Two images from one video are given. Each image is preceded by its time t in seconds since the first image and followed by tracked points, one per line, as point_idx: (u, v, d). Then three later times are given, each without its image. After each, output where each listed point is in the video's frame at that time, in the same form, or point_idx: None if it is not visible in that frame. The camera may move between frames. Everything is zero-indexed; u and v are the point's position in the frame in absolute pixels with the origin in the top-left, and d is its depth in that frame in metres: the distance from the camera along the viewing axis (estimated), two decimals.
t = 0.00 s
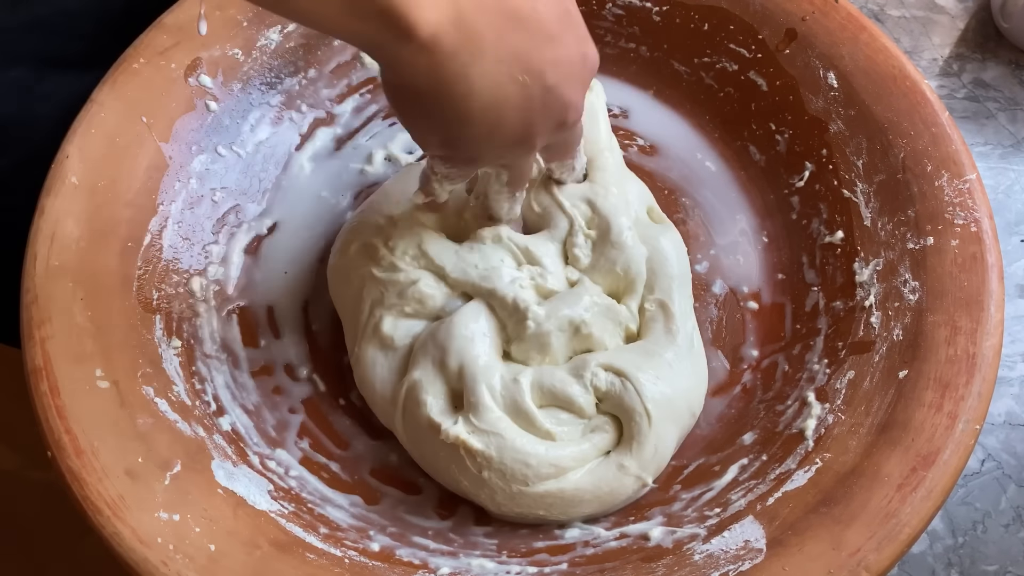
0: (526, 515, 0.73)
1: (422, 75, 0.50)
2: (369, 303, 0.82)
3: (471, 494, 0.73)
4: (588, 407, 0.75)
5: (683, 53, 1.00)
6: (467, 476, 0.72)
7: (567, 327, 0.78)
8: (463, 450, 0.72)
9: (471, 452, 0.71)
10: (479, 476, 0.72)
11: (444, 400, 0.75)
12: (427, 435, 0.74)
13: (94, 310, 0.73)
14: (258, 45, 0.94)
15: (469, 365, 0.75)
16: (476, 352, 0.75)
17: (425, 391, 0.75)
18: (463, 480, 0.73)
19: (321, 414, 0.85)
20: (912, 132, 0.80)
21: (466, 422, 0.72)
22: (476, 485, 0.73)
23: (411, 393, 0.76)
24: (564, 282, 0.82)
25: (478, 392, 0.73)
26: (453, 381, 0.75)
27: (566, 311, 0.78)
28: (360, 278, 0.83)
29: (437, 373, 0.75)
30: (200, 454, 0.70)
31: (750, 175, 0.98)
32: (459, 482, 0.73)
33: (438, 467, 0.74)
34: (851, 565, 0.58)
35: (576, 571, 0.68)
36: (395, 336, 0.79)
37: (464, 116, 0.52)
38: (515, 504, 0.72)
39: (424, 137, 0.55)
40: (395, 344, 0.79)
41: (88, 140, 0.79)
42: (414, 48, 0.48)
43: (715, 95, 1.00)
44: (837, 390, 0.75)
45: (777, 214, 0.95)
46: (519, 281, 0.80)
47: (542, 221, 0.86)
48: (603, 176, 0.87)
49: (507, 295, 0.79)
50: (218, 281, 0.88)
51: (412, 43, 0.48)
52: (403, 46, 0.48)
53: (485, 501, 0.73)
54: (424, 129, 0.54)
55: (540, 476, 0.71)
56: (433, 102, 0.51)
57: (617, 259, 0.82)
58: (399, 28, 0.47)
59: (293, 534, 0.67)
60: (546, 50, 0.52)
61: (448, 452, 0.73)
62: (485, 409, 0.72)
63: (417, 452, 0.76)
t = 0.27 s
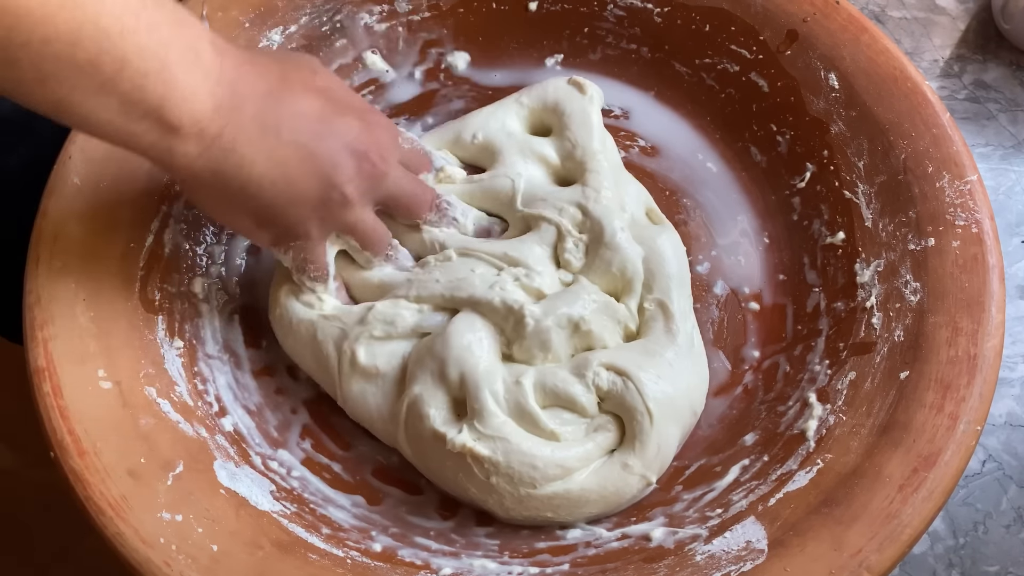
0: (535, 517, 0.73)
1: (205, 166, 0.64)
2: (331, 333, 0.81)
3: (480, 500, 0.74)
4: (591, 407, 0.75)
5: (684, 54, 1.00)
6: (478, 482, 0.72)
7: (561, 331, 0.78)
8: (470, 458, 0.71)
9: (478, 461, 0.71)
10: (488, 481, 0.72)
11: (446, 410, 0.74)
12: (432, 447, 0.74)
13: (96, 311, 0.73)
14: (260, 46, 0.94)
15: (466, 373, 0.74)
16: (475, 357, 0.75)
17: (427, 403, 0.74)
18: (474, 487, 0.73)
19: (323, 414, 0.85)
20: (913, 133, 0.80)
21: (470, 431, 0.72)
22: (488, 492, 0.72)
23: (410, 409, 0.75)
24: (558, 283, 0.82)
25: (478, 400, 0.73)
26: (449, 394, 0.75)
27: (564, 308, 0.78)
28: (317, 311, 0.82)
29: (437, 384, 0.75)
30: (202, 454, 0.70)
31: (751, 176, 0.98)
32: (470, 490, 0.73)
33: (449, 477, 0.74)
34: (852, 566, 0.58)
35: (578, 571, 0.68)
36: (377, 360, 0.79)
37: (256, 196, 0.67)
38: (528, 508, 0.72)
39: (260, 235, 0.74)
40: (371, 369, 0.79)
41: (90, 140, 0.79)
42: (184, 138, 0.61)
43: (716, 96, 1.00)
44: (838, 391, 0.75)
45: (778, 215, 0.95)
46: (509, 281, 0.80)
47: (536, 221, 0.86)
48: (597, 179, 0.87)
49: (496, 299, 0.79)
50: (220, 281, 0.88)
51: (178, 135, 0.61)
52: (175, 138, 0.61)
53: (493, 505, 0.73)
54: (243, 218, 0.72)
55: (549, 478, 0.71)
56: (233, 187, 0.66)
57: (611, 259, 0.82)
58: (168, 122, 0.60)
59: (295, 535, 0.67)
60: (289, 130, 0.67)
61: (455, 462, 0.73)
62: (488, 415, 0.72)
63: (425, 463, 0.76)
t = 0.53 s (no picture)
0: (536, 518, 0.73)
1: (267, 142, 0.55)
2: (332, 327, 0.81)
3: (480, 501, 0.73)
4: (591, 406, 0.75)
5: (684, 54, 1.00)
6: (476, 484, 0.72)
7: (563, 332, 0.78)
8: (468, 460, 0.71)
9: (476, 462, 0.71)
10: (488, 483, 0.72)
11: (444, 412, 0.74)
12: (429, 449, 0.74)
13: (97, 311, 0.73)
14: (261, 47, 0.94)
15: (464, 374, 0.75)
16: (474, 358, 0.75)
17: (424, 405, 0.74)
18: (472, 488, 0.73)
19: (324, 413, 0.85)
20: (913, 134, 0.80)
21: (468, 432, 0.72)
22: (487, 493, 0.72)
23: (407, 410, 0.75)
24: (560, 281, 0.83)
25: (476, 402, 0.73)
26: (446, 395, 0.75)
27: (567, 308, 0.79)
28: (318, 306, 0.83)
29: (434, 385, 0.75)
30: (202, 454, 0.70)
31: (751, 176, 0.98)
32: (469, 491, 0.73)
33: (447, 479, 0.74)
34: (852, 566, 0.58)
35: (578, 571, 0.68)
36: (372, 357, 0.79)
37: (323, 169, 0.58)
38: (528, 509, 0.72)
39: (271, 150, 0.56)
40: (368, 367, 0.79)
41: (89, 143, 0.80)
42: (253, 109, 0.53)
43: (716, 96, 1.00)
44: (838, 391, 0.75)
45: (778, 216, 0.95)
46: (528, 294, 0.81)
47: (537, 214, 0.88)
48: (597, 175, 0.88)
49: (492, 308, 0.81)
50: (220, 280, 0.88)
51: (247, 107, 0.53)
52: (242, 111, 0.53)
53: (494, 506, 0.73)
54: (285, 176, 0.59)
55: (548, 479, 0.71)
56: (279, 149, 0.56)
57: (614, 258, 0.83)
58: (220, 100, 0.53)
59: (295, 535, 0.67)
60: (399, 112, 0.59)
61: (453, 464, 0.73)
62: (486, 416, 0.73)
63: (423, 465, 0.76)
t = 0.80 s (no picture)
0: (539, 518, 0.73)
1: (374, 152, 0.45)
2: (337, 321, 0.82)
3: (481, 501, 0.73)
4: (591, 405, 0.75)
5: (685, 55, 1.00)
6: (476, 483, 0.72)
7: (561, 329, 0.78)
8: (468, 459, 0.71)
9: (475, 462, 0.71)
10: (489, 483, 0.72)
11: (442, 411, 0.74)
12: (429, 448, 0.74)
13: (97, 311, 0.73)
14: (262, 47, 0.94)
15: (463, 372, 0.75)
16: (473, 356, 0.75)
17: (425, 404, 0.74)
18: (473, 488, 0.73)
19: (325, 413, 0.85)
20: (914, 134, 0.80)
21: (468, 431, 0.72)
22: (487, 493, 0.72)
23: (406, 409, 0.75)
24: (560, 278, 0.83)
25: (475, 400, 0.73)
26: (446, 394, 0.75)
27: (564, 303, 0.79)
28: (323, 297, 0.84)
29: (434, 384, 0.75)
30: (203, 454, 0.70)
31: (752, 177, 0.98)
32: (469, 491, 0.73)
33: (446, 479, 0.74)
34: (853, 566, 0.58)
35: (579, 572, 0.68)
36: (373, 352, 0.79)
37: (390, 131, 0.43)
38: (529, 509, 0.72)
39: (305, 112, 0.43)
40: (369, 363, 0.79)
41: (91, 142, 0.79)
42: (356, 121, 0.43)
43: (717, 96, 1.01)
44: (839, 391, 0.75)
45: (779, 216, 0.95)
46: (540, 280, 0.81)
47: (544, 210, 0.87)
48: (598, 170, 0.88)
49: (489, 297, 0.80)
50: (220, 280, 0.89)
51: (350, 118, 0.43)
52: (343, 122, 0.43)
53: (496, 506, 0.73)
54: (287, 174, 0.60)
55: (550, 477, 0.71)
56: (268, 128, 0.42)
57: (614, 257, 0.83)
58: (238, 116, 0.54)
59: (296, 535, 0.67)
60: (529, 114, 0.47)
61: (453, 464, 0.72)
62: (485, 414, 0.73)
63: (423, 464, 0.76)
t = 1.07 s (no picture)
0: (543, 525, 0.72)
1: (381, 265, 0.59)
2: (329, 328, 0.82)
3: (482, 513, 0.73)
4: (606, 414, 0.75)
5: (685, 55, 1.00)
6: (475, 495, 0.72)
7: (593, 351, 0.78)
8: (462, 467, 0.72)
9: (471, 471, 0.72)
10: (490, 492, 0.72)
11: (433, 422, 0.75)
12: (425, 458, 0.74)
13: (98, 312, 0.73)
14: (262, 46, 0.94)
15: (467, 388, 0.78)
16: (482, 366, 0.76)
17: (422, 415, 0.75)
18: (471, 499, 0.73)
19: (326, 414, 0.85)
20: (914, 135, 0.80)
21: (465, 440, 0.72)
22: (486, 503, 0.72)
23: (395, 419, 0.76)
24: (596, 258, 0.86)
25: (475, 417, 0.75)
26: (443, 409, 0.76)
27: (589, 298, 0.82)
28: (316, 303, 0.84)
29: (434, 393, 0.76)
30: (204, 454, 0.70)
31: (752, 177, 0.99)
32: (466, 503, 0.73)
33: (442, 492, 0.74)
34: (853, 567, 0.58)
35: (580, 572, 0.68)
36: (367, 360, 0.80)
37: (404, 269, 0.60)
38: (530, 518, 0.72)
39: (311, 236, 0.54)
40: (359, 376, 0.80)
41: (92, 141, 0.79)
42: (374, 242, 0.56)
43: (717, 97, 1.01)
44: (839, 392, 0.76)
45: (779, 216, 0.96)
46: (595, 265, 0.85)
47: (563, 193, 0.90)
48: (608, 154, 0.90)
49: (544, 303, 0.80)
50: (221, 280, 0.89)
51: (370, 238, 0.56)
52: (362, 242, 0.56)
53: (498, 516, 0.73)
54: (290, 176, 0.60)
55: (553, 485, 0.71)
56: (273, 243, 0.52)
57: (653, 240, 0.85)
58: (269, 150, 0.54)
59: (297, 535, 0.67)
60: (496, 236, 0.63)
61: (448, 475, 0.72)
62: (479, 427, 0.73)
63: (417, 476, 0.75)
